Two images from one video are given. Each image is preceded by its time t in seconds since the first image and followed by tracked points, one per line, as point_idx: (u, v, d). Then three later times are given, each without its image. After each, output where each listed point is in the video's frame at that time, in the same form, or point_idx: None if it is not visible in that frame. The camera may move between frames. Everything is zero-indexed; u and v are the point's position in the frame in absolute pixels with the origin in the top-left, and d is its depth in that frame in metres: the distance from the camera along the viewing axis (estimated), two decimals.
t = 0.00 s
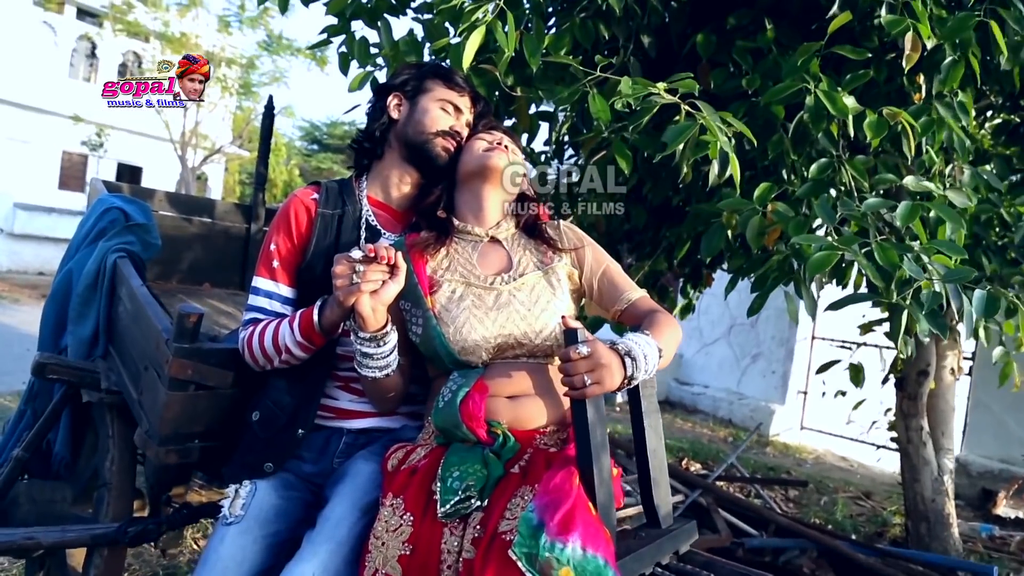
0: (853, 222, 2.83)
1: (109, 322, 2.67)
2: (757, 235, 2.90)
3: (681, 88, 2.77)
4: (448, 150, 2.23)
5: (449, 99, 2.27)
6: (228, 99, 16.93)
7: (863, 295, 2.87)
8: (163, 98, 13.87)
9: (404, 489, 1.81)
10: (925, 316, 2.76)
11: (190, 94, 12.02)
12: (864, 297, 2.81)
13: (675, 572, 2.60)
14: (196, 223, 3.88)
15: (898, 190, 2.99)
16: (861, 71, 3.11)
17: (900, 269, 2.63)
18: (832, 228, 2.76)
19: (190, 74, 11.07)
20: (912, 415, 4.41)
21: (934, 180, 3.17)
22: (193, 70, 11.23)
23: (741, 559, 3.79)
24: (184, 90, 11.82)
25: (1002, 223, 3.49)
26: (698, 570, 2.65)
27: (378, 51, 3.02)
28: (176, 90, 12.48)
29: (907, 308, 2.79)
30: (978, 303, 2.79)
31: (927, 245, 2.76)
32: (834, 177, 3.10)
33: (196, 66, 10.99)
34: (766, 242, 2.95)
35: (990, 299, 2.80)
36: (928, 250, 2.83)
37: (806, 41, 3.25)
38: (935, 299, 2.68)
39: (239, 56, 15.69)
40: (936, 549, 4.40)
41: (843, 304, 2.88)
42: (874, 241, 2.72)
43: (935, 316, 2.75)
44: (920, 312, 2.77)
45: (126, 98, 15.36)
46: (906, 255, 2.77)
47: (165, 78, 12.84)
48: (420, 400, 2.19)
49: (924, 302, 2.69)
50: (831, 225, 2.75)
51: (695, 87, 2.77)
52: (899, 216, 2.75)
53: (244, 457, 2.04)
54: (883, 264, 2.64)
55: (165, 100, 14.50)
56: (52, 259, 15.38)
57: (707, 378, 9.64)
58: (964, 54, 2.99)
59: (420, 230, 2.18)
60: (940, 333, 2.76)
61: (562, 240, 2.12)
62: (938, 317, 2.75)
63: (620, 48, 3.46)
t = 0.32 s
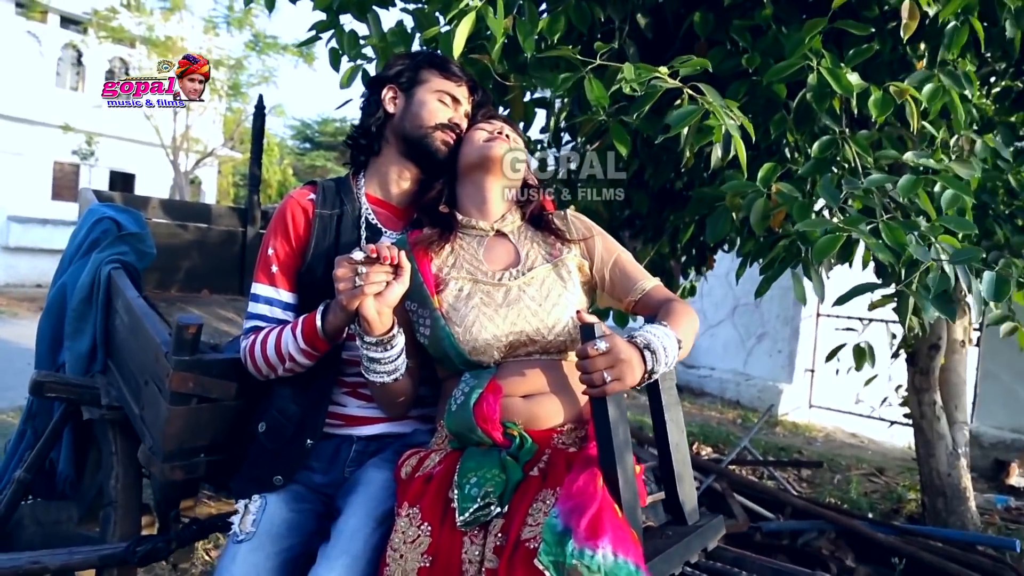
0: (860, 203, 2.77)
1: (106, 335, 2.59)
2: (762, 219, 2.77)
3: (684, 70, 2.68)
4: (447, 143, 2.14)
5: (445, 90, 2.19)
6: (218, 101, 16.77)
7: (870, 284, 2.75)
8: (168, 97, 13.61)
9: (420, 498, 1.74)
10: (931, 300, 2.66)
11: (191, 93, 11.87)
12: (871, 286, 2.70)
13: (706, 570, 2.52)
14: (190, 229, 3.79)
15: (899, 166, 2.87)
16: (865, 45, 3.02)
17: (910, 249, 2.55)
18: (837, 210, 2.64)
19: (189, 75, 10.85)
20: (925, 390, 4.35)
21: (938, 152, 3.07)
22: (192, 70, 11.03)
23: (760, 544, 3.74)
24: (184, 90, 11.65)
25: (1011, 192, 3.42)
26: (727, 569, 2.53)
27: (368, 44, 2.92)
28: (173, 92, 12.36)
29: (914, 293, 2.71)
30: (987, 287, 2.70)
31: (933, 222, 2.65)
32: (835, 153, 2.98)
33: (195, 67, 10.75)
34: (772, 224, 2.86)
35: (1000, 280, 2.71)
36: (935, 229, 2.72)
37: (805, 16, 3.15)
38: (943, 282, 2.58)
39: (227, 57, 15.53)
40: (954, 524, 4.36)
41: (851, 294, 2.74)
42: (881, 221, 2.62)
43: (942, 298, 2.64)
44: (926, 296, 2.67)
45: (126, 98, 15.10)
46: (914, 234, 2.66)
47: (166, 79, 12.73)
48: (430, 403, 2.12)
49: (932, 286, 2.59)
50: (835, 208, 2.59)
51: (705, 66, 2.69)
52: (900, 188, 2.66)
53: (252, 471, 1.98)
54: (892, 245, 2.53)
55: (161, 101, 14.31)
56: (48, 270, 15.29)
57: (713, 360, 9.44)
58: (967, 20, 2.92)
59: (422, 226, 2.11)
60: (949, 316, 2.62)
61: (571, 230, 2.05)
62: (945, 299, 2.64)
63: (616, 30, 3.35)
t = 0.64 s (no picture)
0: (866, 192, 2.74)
1: (102, 350, 2.53)
2: (763, 211, 2.70)
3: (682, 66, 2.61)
4: (446, 143, 2.08)
5: (442, 89, 2.12)
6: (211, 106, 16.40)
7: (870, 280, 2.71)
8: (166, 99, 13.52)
9: (431, 511, 1.69)
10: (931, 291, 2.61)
11: (191, 94, 11.92)
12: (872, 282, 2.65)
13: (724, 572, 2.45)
14: (187, 238, 3.73)
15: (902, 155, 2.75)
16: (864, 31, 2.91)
17: (909, 240, 2.45)
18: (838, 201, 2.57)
19: (169, 75, 10.58)
20: (933, 376, 4.27)
21: (942, 139, 2.97)
22: (193, 70, 10.83)
23: (772, 538, 3.64)
24: (185, 89, 11.67)
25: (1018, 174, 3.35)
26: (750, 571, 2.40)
27: (360, 44, 2.85)
28: (173, 91, 12.27)
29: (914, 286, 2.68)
30: (985, 277, 2.56)
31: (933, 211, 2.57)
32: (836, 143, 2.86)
33: (191, 63, 10.23)
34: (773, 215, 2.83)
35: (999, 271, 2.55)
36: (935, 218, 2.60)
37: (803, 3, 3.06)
38: (944, 273, 2.52)
39: (218, 62, 15.37)
40: (967, 512, 4.30)
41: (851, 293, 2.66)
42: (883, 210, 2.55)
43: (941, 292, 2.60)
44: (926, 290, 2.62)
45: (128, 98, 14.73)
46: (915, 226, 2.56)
47: (165, 79, 12.63)
48: (437, 411, 2.06)
49: (931, 279, 2.53)
50: (837, 199, 2.54)
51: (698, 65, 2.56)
52: (905, 179, 2.56)
53: (256, 487, 1.92)
54: (894, 236, 2.45)
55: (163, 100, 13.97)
56: (46, 282, 15.23)
57: (717, 352, 9.36)
58: None
59: (422, 230, 2.05)
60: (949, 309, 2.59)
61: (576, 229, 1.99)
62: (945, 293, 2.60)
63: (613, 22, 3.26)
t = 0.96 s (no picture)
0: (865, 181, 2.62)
1: (99, 369, 2.47)
2: (763, 201, 2.60)
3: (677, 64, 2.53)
4: (442, 145, 2.02)
5: (436, 89, 2.07)
6: (203, 115, 16.39)
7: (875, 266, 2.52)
8: (166, 99, 13.56)
9: (442, 526, 1.63)
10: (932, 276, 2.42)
11: (190, 94, 11.25)
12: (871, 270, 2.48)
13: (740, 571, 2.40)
14: (184, 251, 3.68)
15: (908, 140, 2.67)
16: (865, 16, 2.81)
17: (909, 228, 2.37)
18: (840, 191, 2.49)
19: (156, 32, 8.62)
20: (942, 361, 4.15)
21: (948, 122, 2.88)
22: (193, 71, 10.61)
23: (785, 531, 3.53)
24: (184, 90, 10.94)
25: None
26: (769, 575, 2.28)
27: (351, 47, 2.78)
28: (173, 90, 12.27)
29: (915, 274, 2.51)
30: (986, 261, 2.39)
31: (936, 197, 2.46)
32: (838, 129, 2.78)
33: (194, 67, 10.48)
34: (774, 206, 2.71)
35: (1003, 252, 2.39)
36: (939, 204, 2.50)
37: None
38: (946, 260, 2.39)
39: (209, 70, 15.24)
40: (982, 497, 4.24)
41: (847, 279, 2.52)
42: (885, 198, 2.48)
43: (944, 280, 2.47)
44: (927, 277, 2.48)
45: (127, 100, 14.65)
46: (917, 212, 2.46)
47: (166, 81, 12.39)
48: (444, 420, 2.01)
49: (932, 266, 2.40)
50: (837, 189, 2.46)
51: (693, 64, 2.47)
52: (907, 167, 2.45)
53: (260, 506, 1.86)
54: (894, 226, 2.39)
55: (164, 100, 13.67)
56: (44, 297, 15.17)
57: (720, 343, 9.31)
58: None
59: (422, 234, 1.99)
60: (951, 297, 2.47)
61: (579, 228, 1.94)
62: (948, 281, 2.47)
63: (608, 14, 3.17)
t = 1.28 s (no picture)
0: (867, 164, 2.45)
1: (95, 389, 2.41)
2: (763, 190, 2.50)
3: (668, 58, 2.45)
4: (437, 149, 1.96)
5: (430, 90, 2.00)
6: (195, 123, 16.34)
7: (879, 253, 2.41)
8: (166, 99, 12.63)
9: (453, 543, 1.57)
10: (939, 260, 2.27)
11: (190, 92, 8.42)
12: (874, 257, 2.34)
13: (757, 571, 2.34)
14: (179, 265, 3.62)
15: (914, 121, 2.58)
16: None
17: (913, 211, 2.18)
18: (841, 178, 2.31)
19: (189, 77, 7.97)
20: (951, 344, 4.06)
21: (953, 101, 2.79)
22: (193, 70, 8.03)
23: (800, 523, 3.43)
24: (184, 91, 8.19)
25: None
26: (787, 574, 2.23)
27: (340, 50, 2.71)
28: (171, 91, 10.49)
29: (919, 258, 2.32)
30: (994, 238, 2.25)
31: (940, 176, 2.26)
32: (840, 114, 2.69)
33: (189, 62, 7.85)
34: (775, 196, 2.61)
35: (1010, 229, 2.25)
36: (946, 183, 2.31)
37: None
38: (952, 241, 2.18)
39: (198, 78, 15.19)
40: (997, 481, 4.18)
41: (852, 266, 2.40)
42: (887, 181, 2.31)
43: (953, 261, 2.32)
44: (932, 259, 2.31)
45: (128, 97, 13.71)
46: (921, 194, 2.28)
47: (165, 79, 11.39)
48: (450, 430, 1.95)
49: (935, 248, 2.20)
50: (839, 175, 2.26)
51: (685, 55, 2.36)
52: (906, 146, 2.27)
53: (265, 528, 1.80)
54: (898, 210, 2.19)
55: (168, 101, 12.97)
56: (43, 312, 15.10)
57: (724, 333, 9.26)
58: None
59: (420, 240, 1.93)
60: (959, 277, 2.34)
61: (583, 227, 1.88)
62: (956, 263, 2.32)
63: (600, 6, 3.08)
